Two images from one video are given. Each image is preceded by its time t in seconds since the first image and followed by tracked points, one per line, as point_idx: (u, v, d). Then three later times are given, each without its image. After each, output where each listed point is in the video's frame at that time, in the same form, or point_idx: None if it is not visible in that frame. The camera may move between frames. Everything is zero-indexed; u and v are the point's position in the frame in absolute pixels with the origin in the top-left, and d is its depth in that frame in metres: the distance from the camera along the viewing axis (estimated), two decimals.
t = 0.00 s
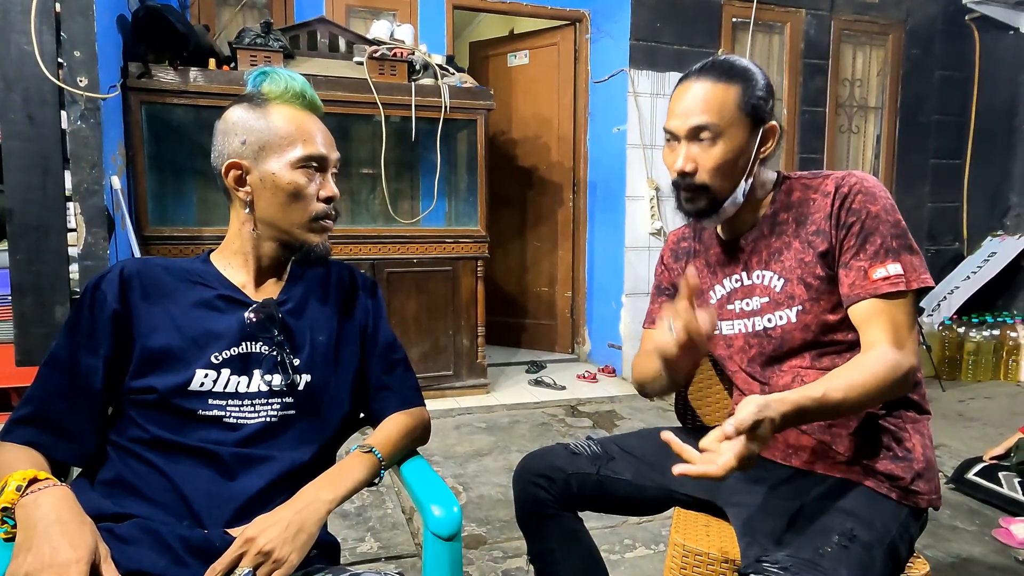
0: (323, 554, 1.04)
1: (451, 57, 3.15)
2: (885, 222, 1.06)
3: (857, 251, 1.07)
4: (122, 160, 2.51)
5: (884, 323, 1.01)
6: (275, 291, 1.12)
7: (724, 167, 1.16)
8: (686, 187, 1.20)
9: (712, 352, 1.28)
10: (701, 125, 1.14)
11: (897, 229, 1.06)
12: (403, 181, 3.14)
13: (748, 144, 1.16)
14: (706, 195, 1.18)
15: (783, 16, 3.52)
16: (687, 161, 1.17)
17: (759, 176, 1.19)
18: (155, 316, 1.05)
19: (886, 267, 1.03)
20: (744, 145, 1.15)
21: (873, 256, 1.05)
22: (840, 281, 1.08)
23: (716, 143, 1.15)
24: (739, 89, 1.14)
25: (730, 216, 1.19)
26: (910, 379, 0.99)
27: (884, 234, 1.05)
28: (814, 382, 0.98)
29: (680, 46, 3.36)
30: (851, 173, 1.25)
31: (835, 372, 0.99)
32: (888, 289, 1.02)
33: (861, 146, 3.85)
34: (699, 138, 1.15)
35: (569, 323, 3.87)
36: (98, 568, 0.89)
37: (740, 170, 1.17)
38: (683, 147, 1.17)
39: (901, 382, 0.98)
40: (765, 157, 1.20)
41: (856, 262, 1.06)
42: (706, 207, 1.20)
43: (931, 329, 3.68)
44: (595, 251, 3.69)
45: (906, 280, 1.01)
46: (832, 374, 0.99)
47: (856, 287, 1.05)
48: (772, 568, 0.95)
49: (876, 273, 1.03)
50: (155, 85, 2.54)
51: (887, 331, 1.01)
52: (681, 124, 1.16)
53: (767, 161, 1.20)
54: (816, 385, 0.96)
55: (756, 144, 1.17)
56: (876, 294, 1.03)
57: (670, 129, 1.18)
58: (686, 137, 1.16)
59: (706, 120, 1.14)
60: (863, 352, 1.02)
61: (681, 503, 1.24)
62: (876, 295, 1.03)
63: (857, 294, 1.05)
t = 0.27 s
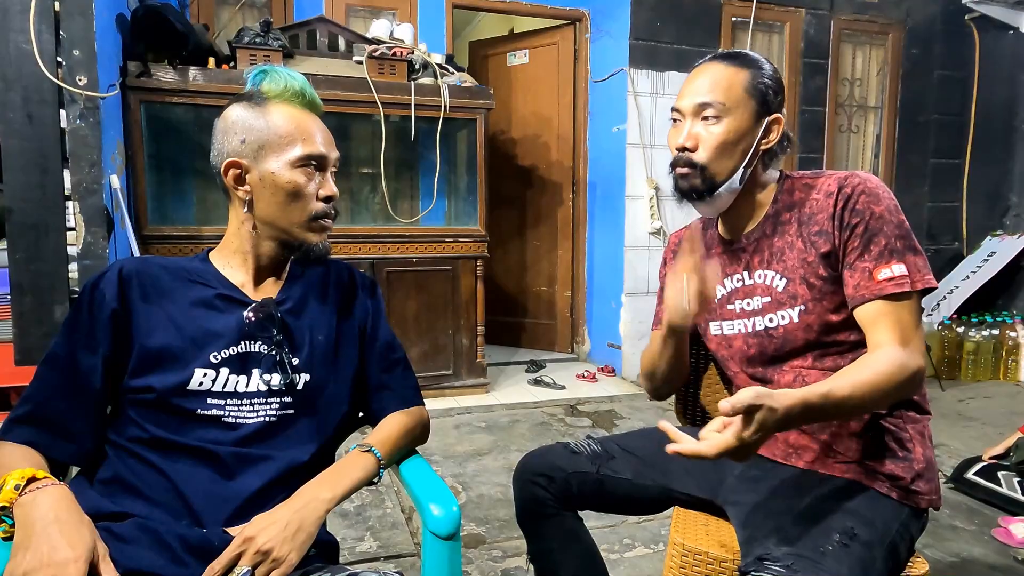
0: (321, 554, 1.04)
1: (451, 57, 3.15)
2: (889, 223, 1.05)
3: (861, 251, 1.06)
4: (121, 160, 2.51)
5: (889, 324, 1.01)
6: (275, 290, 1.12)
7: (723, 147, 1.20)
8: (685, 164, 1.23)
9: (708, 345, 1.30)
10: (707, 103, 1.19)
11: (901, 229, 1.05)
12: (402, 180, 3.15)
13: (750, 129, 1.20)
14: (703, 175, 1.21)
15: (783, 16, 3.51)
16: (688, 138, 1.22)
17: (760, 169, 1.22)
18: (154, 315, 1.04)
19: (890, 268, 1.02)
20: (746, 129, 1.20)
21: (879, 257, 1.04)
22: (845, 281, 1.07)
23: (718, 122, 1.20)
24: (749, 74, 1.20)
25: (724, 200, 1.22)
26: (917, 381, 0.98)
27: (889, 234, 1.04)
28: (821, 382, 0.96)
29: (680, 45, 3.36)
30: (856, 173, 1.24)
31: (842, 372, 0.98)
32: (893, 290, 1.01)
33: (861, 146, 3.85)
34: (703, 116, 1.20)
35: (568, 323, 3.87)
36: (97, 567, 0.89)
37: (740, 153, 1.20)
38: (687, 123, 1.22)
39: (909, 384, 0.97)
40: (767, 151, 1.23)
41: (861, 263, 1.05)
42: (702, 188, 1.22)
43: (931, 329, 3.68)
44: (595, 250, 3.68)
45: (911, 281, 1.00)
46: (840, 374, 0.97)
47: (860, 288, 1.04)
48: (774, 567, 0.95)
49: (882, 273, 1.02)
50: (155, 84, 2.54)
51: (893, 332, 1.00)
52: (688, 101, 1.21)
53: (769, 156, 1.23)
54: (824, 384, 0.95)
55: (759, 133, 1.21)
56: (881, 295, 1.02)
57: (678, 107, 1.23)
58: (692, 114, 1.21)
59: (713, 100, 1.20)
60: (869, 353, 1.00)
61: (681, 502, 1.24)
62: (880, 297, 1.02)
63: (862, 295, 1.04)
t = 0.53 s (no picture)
0: (322, 554, 1.04)
1: (452, 57, 3.15)
2: (891, 218, 1.05)
3: (864, 246, 1.06)
4: (122, 160, 2.51)
5: (900, 316, 1.00)
6: (276, 290, 1.12)
7: (728, 138, 1.23)
8: (691, 153, 1.26)
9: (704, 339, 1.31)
10: (714, 93, 1.23)
11: (903, 225, 1.05)
12: (403, 180, 3.15)
13: (755, 122, 1.23)
14: (709, 166, 1.24)
15: (782, 16, 3.52)
16: (695, 127, 1.25)
17: (762, 166, 1.25)
18: (155, 314, 1.04)
19: (893, 261, 1.01)
20: (751, 121, 1.22)
21: (881, 251, 1.03)
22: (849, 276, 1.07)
23: (724, 114, 1.23)
24: (755, 71, 1.23)
25: (728, 193, 1.24)
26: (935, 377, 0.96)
27: (891, 229, 1.04)
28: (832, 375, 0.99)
29: (680, 45, 3.36)
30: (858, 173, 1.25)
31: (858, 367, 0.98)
32: (898, 283, 1.00)
33: (861, 146, 3.85)
34: (710, 105, 1.23)
35: (569, 323, 3.87)
36: (98, 567, 0.89)
37: (744, 145, 1.23)
38: (694, 112, 1.25)
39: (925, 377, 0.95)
40: (769, 149, 1.26)
41: (865, 258, 1.05)
42: (707, 180, 1.24)
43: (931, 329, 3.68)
44: (595, 250, 3.69)
45: (913, 275, 1.00)
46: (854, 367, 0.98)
47: (864, 282, 1.03)
48: (777, 561, 0.94)
49: (885, 267, 1.01)
50: (156, 85, 2.54)
51: (908, 325, 0.99)
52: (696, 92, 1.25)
53: (772, 153, 1.26)
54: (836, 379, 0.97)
55: (764, 128, 1.24)
56: (886, 288, 1.01)
57: (686, 99, 1.26)
58: (699, 105, 1.24)
59: (719, 92, 1.23)
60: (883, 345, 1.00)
61: (681, 502, 1.24)
62: (885, 290, 1.01)
63: (866, 290, 1.03)
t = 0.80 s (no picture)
0: (322, 553, 1.04)
1: (452, 56, 3.15)
2: (891, 211, 1.06)
3: (865, 239, 1.06)
4: (122, 160, 2.51)
5: (903, 318, 1.02)
6: (275, 287, 1.12)
7: (726, 132, 1.25)
8: (691, 148, 1.28)
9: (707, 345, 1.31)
10: (711, 91, 1.27)
11: (901, 217, 1.06)
12: (403, 179, 3.15)
13: (750, 117, 1.26)
14: (708, 157, 1.26)
15: (783, 15, 3.52)
16: (693, 123, 1.28)
17: (759, 161, 1.26)
18: (154, 311, 1.04)
19: (893, 251, 1.02)
20: (747, 117, 1.26)
21: (881, 242, 1.04)
22: (852, 269, 1.07)
23: (721, 110, 1.26)
24: (749, 74, 1.28)
25: (727, 186, 1.25)
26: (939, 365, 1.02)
27: (891, 222, 1.05)
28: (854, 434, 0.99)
29: (680, 45, 3.36)
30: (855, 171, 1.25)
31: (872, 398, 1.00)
32: (898, 272, 1.01)
33: (861, 146, 3.85)
34: (707, 103, 1.27)
35: (568, 322, 3.87)
36: (99, 567, 0.89)
37: (741, 139, 1.25)
38: (692, 110, 1.28)
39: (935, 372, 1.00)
40: (767, 145, 1.28)
41: (867, 250, 1.05)
42: (706, 171, 1.26)
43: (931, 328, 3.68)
44: (595, 250, 3.68)
45: (911, 265, 1.01)
46: (871, 409, 1.00)
47: (867, 273, 1.04)
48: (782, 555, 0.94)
49: (886, 256, 1.02)
50: (156, 84, 2.54)
51: (912, 325, 1.01)
52: (694, 92, 1.29)
53: (769, 151, 1.28)
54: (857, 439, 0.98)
55: (760, 124, 1.26)
56: (887, 277, 1.01)
57: (684, 99, 1.30)
58: (696, 104, 1.28)
59: (716, 91, 1.27)
60: (887, 352, 1.02)
61: (680, 501, 1.25)
62: (886, 280, 1.02)
63: (868, 280, 1.03)
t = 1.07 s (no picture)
0: (323, 553, 1.04)
1: (452, 56, 3.15)
2: (888, 206, 1.06)
3: (864, 235, 1.06)
4: (122, 160, 2.51)
5: (895, 313, 1.02)
6: (276, 287, 1.12)
7: (728, 136, 1.26)
8: (693, 152, 1.29)
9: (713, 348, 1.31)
10: (710, 97, 1.28)
11: (898, 213, 1.06)
12: (403, 179, 3.15)
13: (750, 120, 1.27)
14: (709, 158, 1.26)
15: (782, 15, 3.52)
16: (694, 128, 1.28)
17: (760, 163, 1.27)
18: (155, 311, 1.04)
19: (888, 245, 1.02)
20: (747, 121, 1.26)
21: (878, 237, 1.04)
22: (852, 266, 1.07)
23: (721, 114, 1.27)
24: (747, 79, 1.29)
25: (729, 187, 1.25)
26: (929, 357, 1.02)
27: (887, 217, 1.05)
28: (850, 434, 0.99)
29: (680, 45, 3.36)
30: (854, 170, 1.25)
31: (866, 396, 1.01)
32: (893, 265, 1.01)
33: (861, 145, 3.85)
34: (708, 108, 1.27)
35: (568, 322, 3.87)
36: (101, 566, 0.89)
37: (743, 142, 1.26)
38: (692, 116, 1.29)
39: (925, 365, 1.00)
40: (767, 147, 1.29)
41: (865, 245, 1.05)
42: (707, 171, 1.27)
43: (931, 328, 3.68)
44: (595, 249, 3.68)
45: (906, 260, 1.01)
46: (864, 408, 1.00)
47: (864, 268, 1.04)
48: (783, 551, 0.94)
49: (882, 251, 1.02)
50: (156, 84, 2.54)
51: (903, 320, 1.02)
52: (693, 98, 1.29)
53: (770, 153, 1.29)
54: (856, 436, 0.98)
55: (760, 127, 1.27)
56: (882, 269, 1.01)
57: (684, 106, 1.31)
58: (697, 109, 1.29)
59: (716, 97, 1.28)
60: (880, 347, 1.03)
61: (682, 501, 1.25)
62: (882, 273, 1.02)
63: (865, 273, 1.04)
